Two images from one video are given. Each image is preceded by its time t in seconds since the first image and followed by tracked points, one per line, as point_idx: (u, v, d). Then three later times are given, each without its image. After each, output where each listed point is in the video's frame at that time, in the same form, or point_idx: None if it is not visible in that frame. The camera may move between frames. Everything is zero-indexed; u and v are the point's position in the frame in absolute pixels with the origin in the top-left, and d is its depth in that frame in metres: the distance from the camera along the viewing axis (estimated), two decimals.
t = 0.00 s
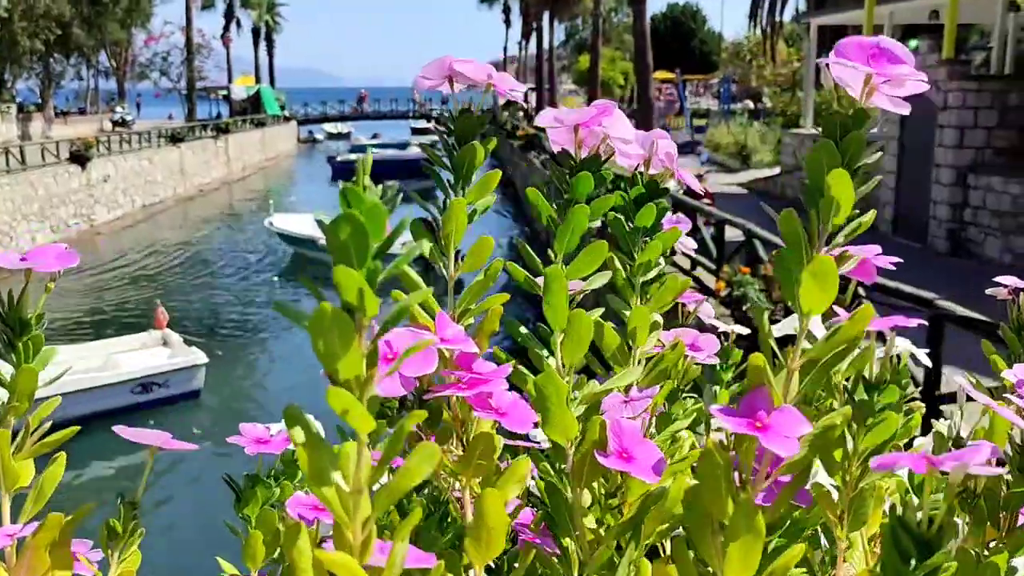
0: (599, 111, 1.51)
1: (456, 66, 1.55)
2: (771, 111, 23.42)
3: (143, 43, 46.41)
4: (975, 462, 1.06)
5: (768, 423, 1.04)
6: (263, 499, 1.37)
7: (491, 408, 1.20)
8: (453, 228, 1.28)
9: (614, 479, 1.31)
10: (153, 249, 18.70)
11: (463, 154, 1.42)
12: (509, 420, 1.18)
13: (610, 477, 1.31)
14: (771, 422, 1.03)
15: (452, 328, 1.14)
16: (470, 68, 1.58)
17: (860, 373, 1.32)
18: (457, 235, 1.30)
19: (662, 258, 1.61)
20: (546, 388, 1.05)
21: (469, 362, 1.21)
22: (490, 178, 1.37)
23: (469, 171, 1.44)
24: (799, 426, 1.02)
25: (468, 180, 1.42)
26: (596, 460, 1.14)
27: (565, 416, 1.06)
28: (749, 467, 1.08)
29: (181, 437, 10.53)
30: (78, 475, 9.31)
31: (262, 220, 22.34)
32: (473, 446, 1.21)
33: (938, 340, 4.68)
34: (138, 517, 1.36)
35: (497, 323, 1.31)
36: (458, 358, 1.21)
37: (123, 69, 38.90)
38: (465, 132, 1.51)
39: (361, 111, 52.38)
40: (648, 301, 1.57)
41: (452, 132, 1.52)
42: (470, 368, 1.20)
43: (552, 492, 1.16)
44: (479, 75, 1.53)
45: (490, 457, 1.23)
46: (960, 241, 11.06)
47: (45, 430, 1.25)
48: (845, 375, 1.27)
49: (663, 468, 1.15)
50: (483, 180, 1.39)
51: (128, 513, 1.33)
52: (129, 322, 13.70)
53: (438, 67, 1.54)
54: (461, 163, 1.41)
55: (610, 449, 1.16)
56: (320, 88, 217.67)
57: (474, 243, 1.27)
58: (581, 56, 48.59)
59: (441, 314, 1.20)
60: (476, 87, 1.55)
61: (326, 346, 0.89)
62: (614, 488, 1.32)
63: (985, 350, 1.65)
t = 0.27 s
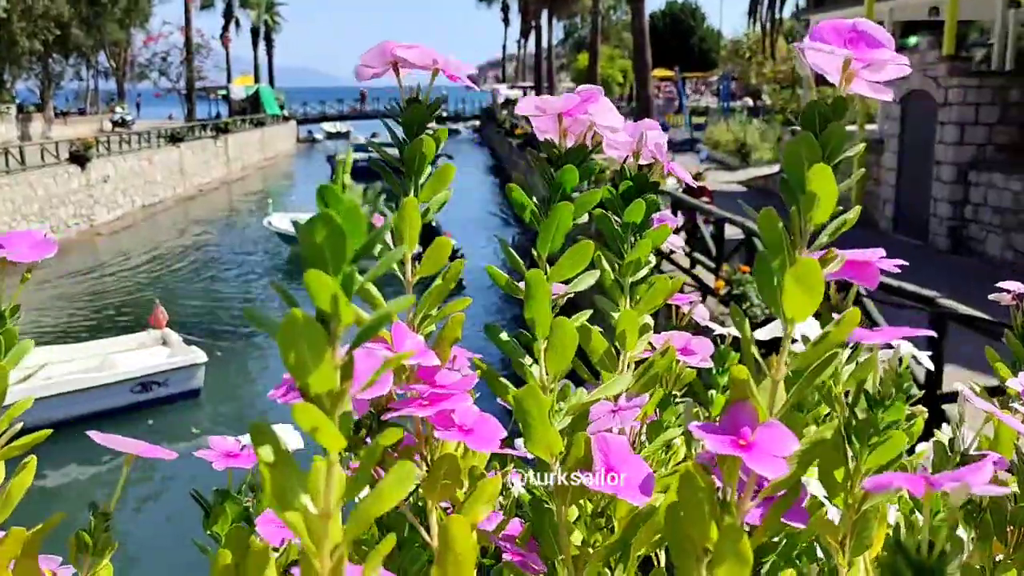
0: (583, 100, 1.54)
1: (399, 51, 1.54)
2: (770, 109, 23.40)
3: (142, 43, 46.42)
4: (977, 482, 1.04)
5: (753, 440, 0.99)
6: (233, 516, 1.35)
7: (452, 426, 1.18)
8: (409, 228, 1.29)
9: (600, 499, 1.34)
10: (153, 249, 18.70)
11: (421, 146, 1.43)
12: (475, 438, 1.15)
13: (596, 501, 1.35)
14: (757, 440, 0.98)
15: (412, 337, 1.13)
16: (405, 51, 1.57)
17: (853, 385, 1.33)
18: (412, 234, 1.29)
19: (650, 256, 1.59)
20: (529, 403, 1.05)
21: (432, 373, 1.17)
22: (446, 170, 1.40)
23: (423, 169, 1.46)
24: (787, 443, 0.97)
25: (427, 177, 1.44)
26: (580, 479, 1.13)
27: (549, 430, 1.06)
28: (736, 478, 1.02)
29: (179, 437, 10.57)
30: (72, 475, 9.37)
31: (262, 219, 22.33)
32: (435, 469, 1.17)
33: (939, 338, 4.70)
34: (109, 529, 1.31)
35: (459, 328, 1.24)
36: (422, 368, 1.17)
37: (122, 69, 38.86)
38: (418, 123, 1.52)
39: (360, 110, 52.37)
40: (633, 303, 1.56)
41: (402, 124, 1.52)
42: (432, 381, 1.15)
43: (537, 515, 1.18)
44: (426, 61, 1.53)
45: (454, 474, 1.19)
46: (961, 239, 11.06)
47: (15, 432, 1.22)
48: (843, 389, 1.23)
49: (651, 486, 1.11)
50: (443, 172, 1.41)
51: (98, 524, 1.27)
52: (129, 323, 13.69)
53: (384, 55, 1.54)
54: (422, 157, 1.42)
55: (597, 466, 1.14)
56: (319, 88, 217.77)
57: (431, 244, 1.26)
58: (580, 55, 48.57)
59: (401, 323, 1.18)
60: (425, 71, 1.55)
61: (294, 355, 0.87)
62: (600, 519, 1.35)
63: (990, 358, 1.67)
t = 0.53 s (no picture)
0: (603, 92, 1.50)
1: (418, 52, 1.55)
2: (773, 108, 23.36)
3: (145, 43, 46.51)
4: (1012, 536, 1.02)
5: (763, 479, 0.95)
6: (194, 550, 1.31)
7: (449, 445, 1.14)
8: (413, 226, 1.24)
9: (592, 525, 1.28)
10: (157, 250, 18.74)
11: (433, 151, 1.42)
12: (470, 460, 1.12)
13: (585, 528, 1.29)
14: (767, 481, 0.94)
15: (412, 351, 1.10)
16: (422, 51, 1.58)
17: (869, 411, 1.28)
18: (418, 247, 1.27)
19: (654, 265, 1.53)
20: (515, 425, 1.00)
21: (432, 390, 1.14)
22: (458, 180, 1.40)
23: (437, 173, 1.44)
24: (799, 484, 0.93)
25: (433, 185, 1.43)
26: (571, 506, 1.06)
27: (538, 454, 0.99)
28: (741, 529, 1.04)
29: (180, 438, 10.59)
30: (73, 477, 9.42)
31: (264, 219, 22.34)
32: (430, 489, 1.15)
33: (942, 337, 4.70)
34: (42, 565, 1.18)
35: (460, 342, 1.16)
36: (421, 385, 1.13)
37: (125, 70, 39.02)
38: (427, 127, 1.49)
39: (362, 110, 52.38)
40: (633, 312, 1.48)
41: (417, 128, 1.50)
42: (431, 398, 1.13)
43: (526, 536, 1.12)
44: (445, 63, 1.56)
45: (447, 498, 1.16)
46: (965, 238, 11.03)
47: None
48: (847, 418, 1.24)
49: (645, 515, 1.04)
50: (456, 183, 1.41)
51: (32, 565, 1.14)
52: (131, 323, 13.70)
53: (404, 54, 1.55)
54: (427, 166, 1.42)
55: (590, 496, 1.06)
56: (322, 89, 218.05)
57: (440, 254, 1.24)
58: (581, 54, 48.63)
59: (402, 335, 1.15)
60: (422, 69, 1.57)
61: (208, 399, 0.84)
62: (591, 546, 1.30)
63: (988, 364, 1.72)
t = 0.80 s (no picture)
0: (570, 110, 1.56)
1: (413, 59, 1.56)
2: (775, 107, 23.31)
3: (148, 44, 46.60)
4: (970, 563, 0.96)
5: (739, 504, 0.91)
6: None
7: (427, 464, 1.15)
8: (400, 237, 1.24)
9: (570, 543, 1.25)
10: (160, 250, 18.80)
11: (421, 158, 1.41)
12: (447, 481, 1.12)
13: (560, 541, 1.24)
14: (742, 507, 0.91)
15: (390, 367, 1.09)
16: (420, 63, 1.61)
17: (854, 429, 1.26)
18: (403, 261, 1.27)
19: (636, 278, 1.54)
20: (485, 440, 1.00)
21: (410, 408, 1.14)
22: (447, 190, 1.38)
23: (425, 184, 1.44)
24: (776, 512, 0.89)
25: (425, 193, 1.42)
26: (543, 525, 1.04)
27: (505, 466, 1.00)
28: (717, 553, 1.01)
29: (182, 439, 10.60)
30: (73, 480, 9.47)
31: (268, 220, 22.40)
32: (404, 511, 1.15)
33: (946, 338, 4.67)
34: None
35: (442, 358, 1.16)
36: (399, 401, 1.14)
37: (128, 71, 39.11)
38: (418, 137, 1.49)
39: (366, 111, 52.43)
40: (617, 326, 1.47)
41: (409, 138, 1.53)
42: (409, 415, 1.13)
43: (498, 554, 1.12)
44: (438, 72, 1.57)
45: (422, 517, 1.16)
46: (969, 237, 10.98)
47: None
48: (827, 433, 1.20)
49: (619, 535, 1.04)
50: (444, 193, 1.38)
51: None
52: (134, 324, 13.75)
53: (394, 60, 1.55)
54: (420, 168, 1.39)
55: (561, 515, 1.05)
56: (327, 89, 218.34)
57: (422, 266, 1.26)
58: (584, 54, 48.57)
59: (381, 347, 1.14)
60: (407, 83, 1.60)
61: (125, 426, 0.81)
62: (572, 565, 1.24)
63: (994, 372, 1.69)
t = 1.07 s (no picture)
0: (530, 115, 1.56)
1: (325, 63, 1.63)
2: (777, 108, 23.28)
3: (151, 46, 46.69)
4: None
5: (695, 532, 0.92)
6: None
7: (369, 493, 1.11)
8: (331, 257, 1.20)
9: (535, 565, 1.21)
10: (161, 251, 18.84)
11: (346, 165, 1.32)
12: (390, 512, 1.09)
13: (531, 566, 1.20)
14: (700, 534, 0.91)
15: (325, 392, 1.09)
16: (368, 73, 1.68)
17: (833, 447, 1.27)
18: (336, 276, 1.23)
19: (605, 284, 1.61)
20: (453, 461, 1.01)
21: (353, 432, 1.12)
22: (375, 197, 1.31)
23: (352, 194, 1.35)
24: (736, 539, 0.90)
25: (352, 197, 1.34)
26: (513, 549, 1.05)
27: (477, 491, 1.01)
28: None
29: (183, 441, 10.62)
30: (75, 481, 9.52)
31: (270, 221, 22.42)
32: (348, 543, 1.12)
33: (947, 341, 4.65)
34: None
35: (381, 377, 1.16)
36: (338, 425, 1.12)
37: (131, 72, 39.19)
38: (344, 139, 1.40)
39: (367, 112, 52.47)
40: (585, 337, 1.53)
41: (326, 144, 1.43)
42: (352, 439, 1.11)
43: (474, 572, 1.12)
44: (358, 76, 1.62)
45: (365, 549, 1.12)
46: (971, 238, 10.94)
47: None
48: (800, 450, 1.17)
49: (592, 556, 1.03)
50: (370, 201, 1.32)
51: None
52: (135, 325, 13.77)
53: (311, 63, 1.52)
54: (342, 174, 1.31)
55: (532, 537, 1.05)
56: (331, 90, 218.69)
57: (356, 281, 1.22)
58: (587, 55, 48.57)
59: (316, 374, 1.12)
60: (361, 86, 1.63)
61: (86, 462, 0.77)
62: None
63: (991, 384, 1.70)
